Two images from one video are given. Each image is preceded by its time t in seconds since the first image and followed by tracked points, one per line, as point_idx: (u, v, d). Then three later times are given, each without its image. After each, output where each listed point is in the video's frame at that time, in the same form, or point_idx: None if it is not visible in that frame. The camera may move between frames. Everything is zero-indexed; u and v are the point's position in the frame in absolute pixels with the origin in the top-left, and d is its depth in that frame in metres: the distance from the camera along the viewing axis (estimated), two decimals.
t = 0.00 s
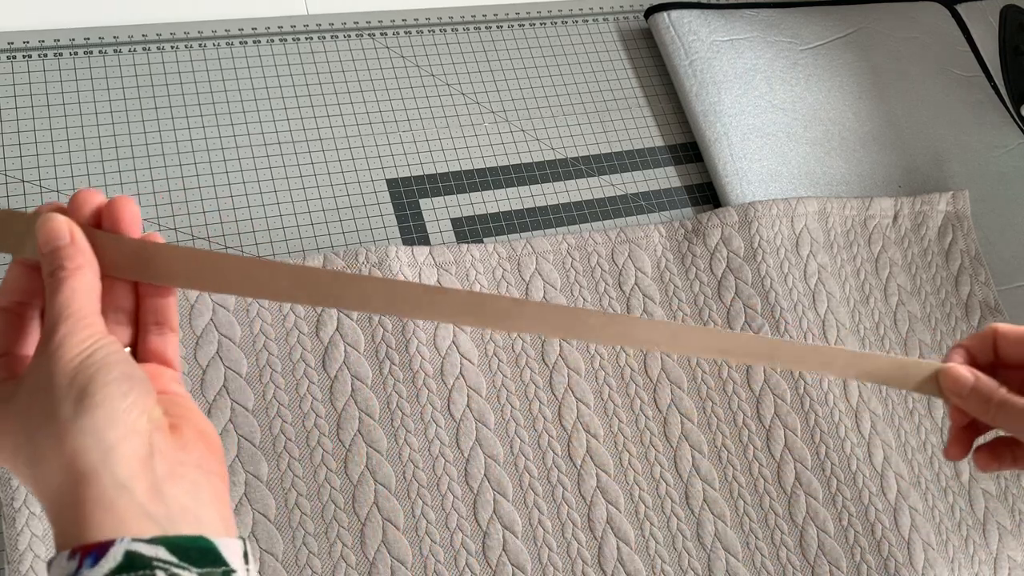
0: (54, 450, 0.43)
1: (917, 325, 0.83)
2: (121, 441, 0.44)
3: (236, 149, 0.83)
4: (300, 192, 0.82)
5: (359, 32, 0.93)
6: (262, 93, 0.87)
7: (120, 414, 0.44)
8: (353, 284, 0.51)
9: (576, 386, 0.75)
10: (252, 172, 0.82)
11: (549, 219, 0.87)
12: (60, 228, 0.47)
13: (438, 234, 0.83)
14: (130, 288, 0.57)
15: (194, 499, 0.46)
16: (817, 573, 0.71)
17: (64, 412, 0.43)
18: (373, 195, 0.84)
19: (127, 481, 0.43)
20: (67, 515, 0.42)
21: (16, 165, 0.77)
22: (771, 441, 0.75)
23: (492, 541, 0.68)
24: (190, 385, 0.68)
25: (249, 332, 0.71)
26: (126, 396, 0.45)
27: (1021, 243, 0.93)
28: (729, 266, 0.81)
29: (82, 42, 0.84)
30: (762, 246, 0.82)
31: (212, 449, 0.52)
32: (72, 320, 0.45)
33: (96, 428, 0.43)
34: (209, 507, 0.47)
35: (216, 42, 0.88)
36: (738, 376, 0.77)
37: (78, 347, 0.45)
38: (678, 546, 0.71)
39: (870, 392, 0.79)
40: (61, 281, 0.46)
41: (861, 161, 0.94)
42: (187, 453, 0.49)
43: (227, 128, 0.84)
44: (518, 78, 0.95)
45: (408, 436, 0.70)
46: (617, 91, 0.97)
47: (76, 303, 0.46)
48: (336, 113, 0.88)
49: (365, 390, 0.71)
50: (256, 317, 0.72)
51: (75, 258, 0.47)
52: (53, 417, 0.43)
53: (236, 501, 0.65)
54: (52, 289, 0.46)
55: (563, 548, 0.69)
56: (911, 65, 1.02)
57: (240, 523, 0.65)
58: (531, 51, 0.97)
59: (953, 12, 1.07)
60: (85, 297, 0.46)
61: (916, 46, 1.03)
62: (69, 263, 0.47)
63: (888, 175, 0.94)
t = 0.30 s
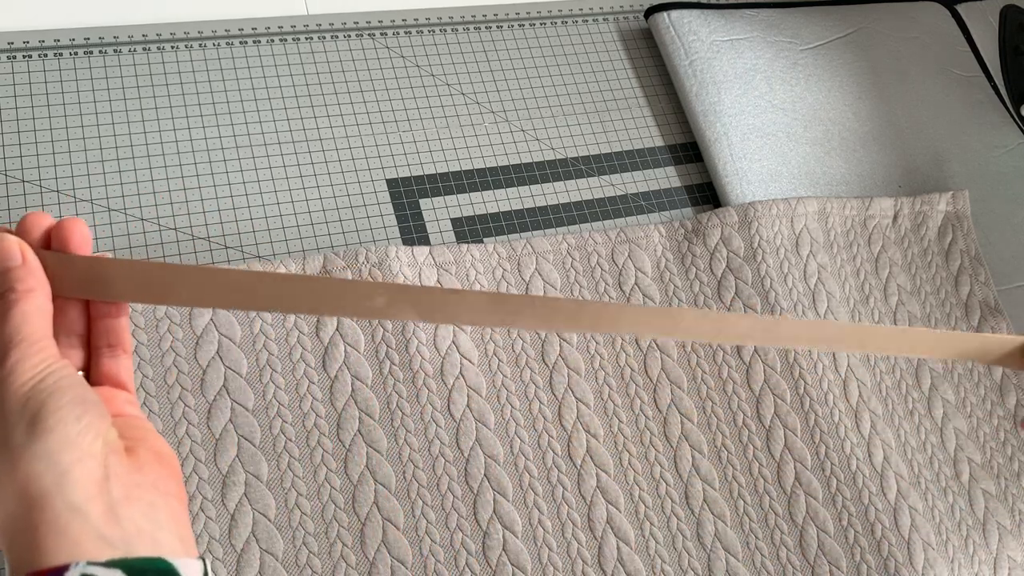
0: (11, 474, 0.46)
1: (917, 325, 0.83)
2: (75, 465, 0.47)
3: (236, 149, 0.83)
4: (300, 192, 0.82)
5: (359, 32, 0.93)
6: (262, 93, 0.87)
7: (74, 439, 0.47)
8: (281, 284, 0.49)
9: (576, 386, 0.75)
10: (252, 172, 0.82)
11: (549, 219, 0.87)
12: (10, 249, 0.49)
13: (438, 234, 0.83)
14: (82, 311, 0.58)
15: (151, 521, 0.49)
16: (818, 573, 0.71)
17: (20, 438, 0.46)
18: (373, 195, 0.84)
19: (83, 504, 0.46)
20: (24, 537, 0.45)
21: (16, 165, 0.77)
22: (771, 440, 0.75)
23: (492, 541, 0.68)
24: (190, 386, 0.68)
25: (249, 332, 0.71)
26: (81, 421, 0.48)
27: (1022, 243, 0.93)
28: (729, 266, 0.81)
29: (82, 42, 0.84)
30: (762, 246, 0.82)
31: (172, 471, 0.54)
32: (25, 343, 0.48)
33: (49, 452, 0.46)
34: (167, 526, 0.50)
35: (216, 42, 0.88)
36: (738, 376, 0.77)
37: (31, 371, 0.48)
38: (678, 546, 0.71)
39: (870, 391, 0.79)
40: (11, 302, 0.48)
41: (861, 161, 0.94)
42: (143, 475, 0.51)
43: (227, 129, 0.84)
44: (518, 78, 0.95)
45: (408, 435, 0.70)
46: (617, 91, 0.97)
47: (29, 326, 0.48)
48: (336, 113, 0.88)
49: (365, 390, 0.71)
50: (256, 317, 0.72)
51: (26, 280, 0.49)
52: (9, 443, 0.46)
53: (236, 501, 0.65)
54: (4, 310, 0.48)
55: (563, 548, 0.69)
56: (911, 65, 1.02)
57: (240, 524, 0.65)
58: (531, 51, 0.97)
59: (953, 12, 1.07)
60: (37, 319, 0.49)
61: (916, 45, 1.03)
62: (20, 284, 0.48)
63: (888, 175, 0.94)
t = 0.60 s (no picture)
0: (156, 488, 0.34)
1: (917, 325, 0.83)
2: (212, 469, 0.35)
3: (236, 149, 0.83)
4: (300, 192, 0.82)
5: (359, 32, 0.93)
6: (262, 93, 0.87)
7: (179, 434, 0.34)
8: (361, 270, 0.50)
9: (576, 386, 0.75)
10: (252, 172, 0.82)
11: (549, 219, 0.87)
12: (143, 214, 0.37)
13: (438, 234, 0.83)
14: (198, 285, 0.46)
15: (270, 528, 0.37)
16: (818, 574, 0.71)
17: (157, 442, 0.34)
18: (373, 195, 0.84)
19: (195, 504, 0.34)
20: (147, 548, 0.34)
21: (16, 165, 0.77)
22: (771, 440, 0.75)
23: (492, 541, 0.68)
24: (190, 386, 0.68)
25: (249, 332, 0.71)
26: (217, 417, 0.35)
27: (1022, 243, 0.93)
28: (729, 266, 0.81)
29: (82, 42, 0.84)
30: (762, 245, 0.82)
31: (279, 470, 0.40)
32: (144, 330, 0.35)
33: (181, 459, 0.34)
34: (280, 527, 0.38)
35: (216, 42, 0.88)
36: (738, 376, 0.77)
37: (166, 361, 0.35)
38: (678, 546, 0.71)
39: (870, 392, 0.79)
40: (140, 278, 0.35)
41: (861, 161, 0.94)
42: (266, 481, 0.38)
43: (228, 128, 0.84)
44: (518, 78, 0.95)
45: (408, 435, 0.70)
46: (617, 91, 0.97)
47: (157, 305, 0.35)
48: (336, 113, 0.88)
49: (366, 390, 0.71)
50: (256, 317, 0.71)
51: (152, 253, 0.36)
52: (135, 435, 0.34)
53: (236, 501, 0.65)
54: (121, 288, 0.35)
55: (563, 548, 0.69)
56: (911, 65, 1.02)
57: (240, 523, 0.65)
58: (531, 52, 0.97)
59: (952, 12, 1.07)
60: (161, 297, 0.35)
61: (915, 46, 1.03)
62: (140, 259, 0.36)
63: (888, 175, 0.94)
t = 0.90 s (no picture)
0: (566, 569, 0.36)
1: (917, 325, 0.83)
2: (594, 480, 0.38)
3: (236, 149, 0.83)
4: (301, 192, 0.82)
5: (359, 32, 0.93)
6: (262, 93, 0.87)
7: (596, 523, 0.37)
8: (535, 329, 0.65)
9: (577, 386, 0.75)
10: (253, 172, 0.82)
11: (549, 219, 0.87)
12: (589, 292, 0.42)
13: (438, 234, 0.83)
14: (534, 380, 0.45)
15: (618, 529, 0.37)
16: (817, 573, 0.71)
17: (564, 515, 0.37)
18: (373, 195, 0.84)
19: None
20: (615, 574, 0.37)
21: (16, 165, 0.77)
22: (771, 439, 0.75)
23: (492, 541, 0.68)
24: (190, 385, 0.68)
25: (249, 332, 0.71)
26: (624, 506, 0.38)
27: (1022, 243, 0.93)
28: (729, 266, 0.81)
29: (82, 42, 0.84)
30: (762, 246, 0.82)
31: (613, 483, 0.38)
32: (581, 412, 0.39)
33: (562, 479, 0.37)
34: None
35: (216, 42, 0.88)
36: (737, 376, 0.77)
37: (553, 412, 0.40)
38: (678, 546, 0.70)
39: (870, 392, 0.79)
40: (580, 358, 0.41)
41: (861, 161, 0.94)
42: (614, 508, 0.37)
43: (228, 129, 0.84)
44: (518, 78, 0.95)
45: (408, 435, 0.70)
46: (617, 91, 0.97)
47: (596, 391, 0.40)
48: (336, 113, 0.88)
49: (366, 391, 0.71)
50: (257, 317, 0.71)
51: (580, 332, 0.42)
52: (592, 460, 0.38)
53: (237, 501, 0.66)
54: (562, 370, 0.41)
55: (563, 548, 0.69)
56: (910, 65, 1.01)
57: (240, 523, 0.65)
58: (531, 52, 0.97)
59: (953, 12, 1.07)
60: (596, 381, 0.40)
61: (915, 45, 1.03)
62: (575, 333, 0.41)
63: (888, 175, 0.94)
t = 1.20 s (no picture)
0: None
1: (917, 325, 0.83)
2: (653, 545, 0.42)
3: (236, 149, 0.83)
4: (301, 192, 0.82)
5: (359, 32, 0.93)
6: (262, 93, 0.87)
7: None
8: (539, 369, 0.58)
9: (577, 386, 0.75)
10: (253, 173, 0.82)
11: (549, 219, 0.87)
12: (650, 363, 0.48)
13: (438, 234, 0.83)
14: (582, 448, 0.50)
15: None
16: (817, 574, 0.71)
17: None
18: (373, 195, 0.84)
19: None
20: None
21: (16, 165, 0.77)
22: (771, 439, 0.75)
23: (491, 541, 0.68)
24: (190, 385, 0.68)
25: (249, 332, 0.71)
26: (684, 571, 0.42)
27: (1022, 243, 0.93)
28: (729, 266, 0.81)
29: (82, 42, 0.84)
30: (762, 246, 0.82)
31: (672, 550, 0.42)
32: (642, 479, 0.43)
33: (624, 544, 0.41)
34: None
35: (216, 42, 0.88)
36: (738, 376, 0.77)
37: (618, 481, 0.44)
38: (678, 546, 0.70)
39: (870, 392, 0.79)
40: (642, 428, 0.46)
41: (861, 161, 0.94)
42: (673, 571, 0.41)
43: (228, 129, 0.84)
44: (518, 78, 0.95)
45: (408, 435, 0.70)
46: (617, 90, 0.97)
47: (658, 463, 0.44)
48: (336, 113, 0.88)
49: (365, 391, 0.71)
50: (256, 316, 0.71)
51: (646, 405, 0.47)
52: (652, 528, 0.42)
53: (236, 501, 0.66)
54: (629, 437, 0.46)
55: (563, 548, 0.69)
56: (910, 65, 1.01)
57: (240, 523, 0.65)
58: (531, 52, 0.97)
59: (953, 12, 1.07)
60: (659, 455, 0.45)
61: (915, 45, 1.03)
62: (636, 406, 0.47)
63: (888, 175, 0.94)
